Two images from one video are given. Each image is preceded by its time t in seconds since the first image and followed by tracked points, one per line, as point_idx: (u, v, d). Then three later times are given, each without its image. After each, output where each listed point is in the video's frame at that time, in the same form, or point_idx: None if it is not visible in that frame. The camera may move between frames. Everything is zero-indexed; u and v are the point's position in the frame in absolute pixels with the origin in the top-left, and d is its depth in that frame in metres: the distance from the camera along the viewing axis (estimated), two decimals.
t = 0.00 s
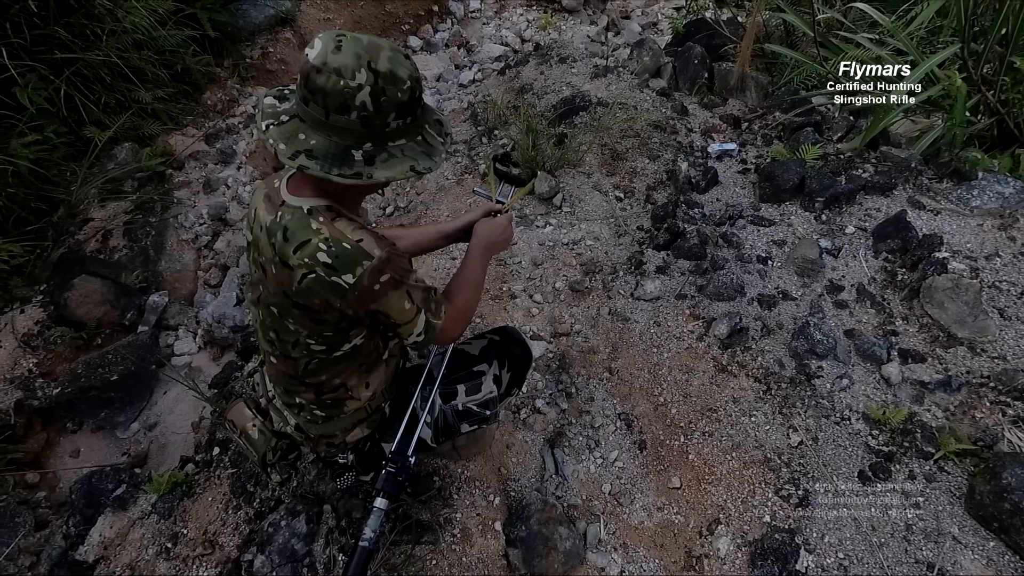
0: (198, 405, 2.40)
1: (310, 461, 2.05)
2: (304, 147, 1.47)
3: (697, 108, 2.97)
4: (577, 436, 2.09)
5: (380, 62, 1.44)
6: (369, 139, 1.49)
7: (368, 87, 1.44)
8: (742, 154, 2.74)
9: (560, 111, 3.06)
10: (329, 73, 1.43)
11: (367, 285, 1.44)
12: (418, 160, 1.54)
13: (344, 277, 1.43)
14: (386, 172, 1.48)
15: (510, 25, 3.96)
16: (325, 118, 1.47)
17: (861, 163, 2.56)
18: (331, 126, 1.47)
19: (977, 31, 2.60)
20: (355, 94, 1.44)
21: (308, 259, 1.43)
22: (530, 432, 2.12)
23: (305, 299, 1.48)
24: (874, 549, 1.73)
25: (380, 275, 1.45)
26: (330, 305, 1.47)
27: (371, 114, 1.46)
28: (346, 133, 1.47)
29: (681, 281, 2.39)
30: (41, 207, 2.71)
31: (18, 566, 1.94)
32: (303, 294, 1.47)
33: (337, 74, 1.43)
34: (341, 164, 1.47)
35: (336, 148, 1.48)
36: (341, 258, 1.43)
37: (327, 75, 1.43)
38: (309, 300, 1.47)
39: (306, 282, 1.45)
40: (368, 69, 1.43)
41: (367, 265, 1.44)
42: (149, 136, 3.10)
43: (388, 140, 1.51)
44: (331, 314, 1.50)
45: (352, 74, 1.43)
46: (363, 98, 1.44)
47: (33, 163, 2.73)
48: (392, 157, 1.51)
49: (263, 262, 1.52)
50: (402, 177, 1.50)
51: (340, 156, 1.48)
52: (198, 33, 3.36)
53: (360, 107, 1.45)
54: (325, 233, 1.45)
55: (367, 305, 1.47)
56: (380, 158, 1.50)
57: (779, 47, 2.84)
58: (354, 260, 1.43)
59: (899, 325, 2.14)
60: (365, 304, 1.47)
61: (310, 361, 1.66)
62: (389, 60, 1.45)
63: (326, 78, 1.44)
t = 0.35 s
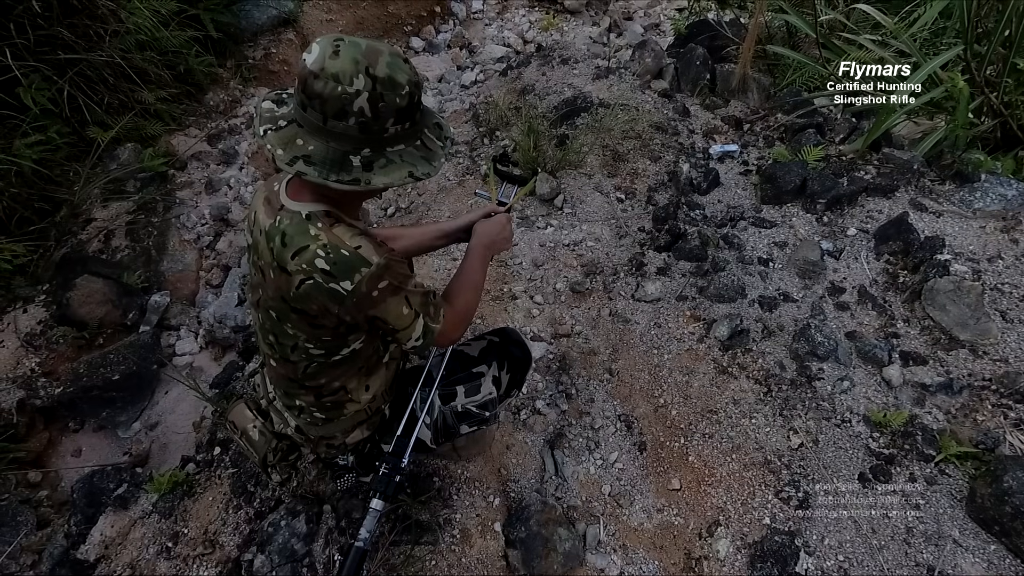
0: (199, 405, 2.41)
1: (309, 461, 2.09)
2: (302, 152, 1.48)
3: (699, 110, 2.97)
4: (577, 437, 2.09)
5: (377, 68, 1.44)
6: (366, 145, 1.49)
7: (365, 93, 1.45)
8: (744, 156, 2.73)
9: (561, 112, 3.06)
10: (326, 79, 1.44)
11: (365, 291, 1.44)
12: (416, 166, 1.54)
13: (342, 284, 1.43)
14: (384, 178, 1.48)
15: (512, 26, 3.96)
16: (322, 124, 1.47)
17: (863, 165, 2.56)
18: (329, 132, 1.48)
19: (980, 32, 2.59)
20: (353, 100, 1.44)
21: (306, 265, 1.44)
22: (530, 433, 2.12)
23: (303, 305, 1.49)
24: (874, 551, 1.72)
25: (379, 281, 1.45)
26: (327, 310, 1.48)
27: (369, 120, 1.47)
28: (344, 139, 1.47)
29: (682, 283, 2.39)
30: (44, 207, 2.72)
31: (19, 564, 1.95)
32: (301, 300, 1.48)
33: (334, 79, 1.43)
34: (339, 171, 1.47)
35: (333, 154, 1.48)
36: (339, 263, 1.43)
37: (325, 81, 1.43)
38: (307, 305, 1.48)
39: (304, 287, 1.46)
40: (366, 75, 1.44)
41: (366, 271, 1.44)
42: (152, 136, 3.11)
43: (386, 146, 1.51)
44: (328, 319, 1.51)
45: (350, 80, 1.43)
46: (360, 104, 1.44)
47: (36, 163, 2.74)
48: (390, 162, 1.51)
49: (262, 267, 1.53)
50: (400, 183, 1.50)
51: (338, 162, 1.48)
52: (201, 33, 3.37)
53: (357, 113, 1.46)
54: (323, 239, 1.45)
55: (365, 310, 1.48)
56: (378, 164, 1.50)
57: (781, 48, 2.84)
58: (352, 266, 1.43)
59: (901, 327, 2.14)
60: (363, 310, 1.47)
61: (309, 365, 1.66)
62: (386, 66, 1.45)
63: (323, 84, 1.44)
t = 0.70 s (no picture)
0: (202, 405, 2.41)
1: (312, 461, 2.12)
2: (306, 155, 1.48)
3: (701, 110, 2.96)
4: (579, 438, 2.08)
5: (380, 68, 1.45)
6: (371, 146, 1.50)
7: (369, 94, 1.45)
8: (746, 156, 2.72)
9: (563, 113, 3.06)
10: (330, 81, 1.44)
11: (370, 294, 1.46)
12: (421, 166, 1.54)
13: (347, 286, 1.44)
14: (389, 179, 1.48)
15: (514, 28, 3.97)
16: (326, 126, 1.48)
17: (866, 166, 2.55)
18: (333, 134, 1.48)
19: (984, 32, 2.58)
20: (356, 102, 1.44)
21: (311, 267, 1.45)
22: (532, 434, 2.11)
23: (307, 307, 1.49)
24: (878, 554, 1.71)
25: (384, 284, 1.46)
26: (332, 313, 1.48)
27: (373, 121, 1.47)
28: (348, 141, 1.48)
29: (684, 284, 2.38)
30: (50, 208, 2.73)
31: (24, 563, 1.97)
32: (305, 302, 1.48)
33: (338, 81, 1.44)
34: (344, 173, 1.47)
35: (338, 155, 1.49)
36: (344, 265, 1.44)
37: (328, 84, 1.44)
38: (311, 307, 1.49)
39: (309, 289, 1.46)
40: (369, 77, 1.44)
41: (371, 274, 1.45)
42: (156, 138, 3.12)
43: (390, 147, 1.52)
44: (332, 322, 1.51)
45: (353, 82, 1.44)
46: (364, 105, 1.45)
47: (42, 165, 2.76)
48: (395, 163, 1.51)
49: (267, 269, 1.53)
50: (405, 183, 1.51)
51: (343, 164, 1.48)
52: (205, 36, 3.38)
53: (361, 115, 1.46)
54: (328, 241, 1.46)
55: (370, 313, 1.49)
56: (383, 165, 1.50)
57: (783, 49, 2.83)
58: (357, 269, 1.44)
59: (904, 328, 2.12)
60: (368, 313, 1.48)
61: (312, 366, 1.66)
62: (389, 67, 1.45)
63: (327, 86, 1.44)
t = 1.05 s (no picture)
0: (209, 401, 2.42)
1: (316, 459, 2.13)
2: (321, 154, 1.48)
3: (711, 114, 2.94)
4: (584, 441, 2.06)
5: (395, 68, 1.45)
6: (385, 145, 1.49)
7: (385, 93, 1.45)
8: (756, 161, 2.70)
9: (571, 115, 3.05)
10: (346, 80, 1.44)
11: (384, 293, 1.45)
12: (435, 166, 1.54)
13: (360, 285, 1.43)
14: (403, 178, 1.48)
15: (524, 30, 3.97)
16: (342, 125, 1.47)
17: (878, 172, 2.52)
18: (348, 133, 1.48)
19: (1000, 38, 2.55)
20: (372, 101, 1.44)
21: (324, 265, 1.44)
22: (537, 436, 2.10)
23: (318, 304, 1.48)
24: (887, 565, 1.67)
25: (397, 283, 1.45)
26: (344, 311, 1.47)
27: (388, 120, 1.47)
28: (363, 140, 1.47)
29: (691, 288, 2.36)
30: (62, 203, 2.75)
31: (30, 553, 1.96)
32: (317, 300, 1.47)
33: (353, 81, 1.43)
34: (359, 172, 1.47)
35: (353, 154, 1.48)
36: (356, 263, 1.43)
37: (344, 83, 1.44)
38: (323, 305, 1.47)
39: (322, 287, 1.45)
40: (384, 76, 1.44)
41: (384, 273, 1.44)
42: (168, 136, 3.14)
43: (405, 146, 1.51)
44: (343, 319, 1.50)
45: (369, 81, 1.44)
46: (380, 104, 1.45)
47: (55, 161, 2.79)
48: (409, 162, 1.51)
49: (279, 266, 1.53)
50: (419, 182, 1.50)
51: (357, 163, 1.48)
52: (217, 35, 3.40)
53: (377, 114, 1.46)
54: (342, 240, 1.45)
55: (383, 312, 1.48)
56: (397, 164, 1.50)
57: (795, 53, 2.81)
58: (369, 268, 1.43)
59: (916, 336, 2.09)
60: (380, 311, 1.47)
61: (321, 364, 1.66)
62: (404, 66, 1.45)
63: (343, 85, 1.44)
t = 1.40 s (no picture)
0: (213, 407, 2.42)
1: (320, 464, 2.08)
2: (324, 158, 1.49)
3: (712, 114, 2.95)
4: (590, 442, 2.07)
5: (396, 69, 1.46)
6: (389, 147, 1.50)
7: (387, 94, 1.46)
8: (758, 160, 2.71)
9: (574, 116, 3.06)
10: (347, 83, 1.45)
11: (397, 289, 1.46)
12: (439, 166, 1.55)
13: (372, 285, 1.44)
14: (407, 179, 1.49)
15: (525, 32, 3.98)
16: (344, 128, 1.48)
17: (879, 169, 2.53)
18: (351, 136, 1.49)
19: (1000, 35, 2.56)
20: (374, 103, 1.45)
21: (334, 269, 1.45)
22: (542, 437, 2.11)
23: (329, 309, 1.49)
24: (894, 562, 1.69)
25: (410, 278, 1.46)
26: (356, 313, 1.48)
27: (391, 122, 1.47)
28: (366, 142, 1.48)
29: (695, 287, 2.37)
30: (63, 210, 2.76)
31: (34, 562, 1.98)
32: (328, 304, 1.48)
33: (354, 82, 1.45)
34: (362, 175, 1.48)
35: (356, 158, 1.49)
36: (367, 263, 1.44)
37: (346, 86, 1.45)
38: (334, 309, 1.49)
39: (332, 291, 1.46)
40: (386, 78, 1.45)
41: (395, 270, 1.45)
42: (169, 141, 3.14)
43: (408, 147, 1.52)
44: (355, 321, 1.51)
45: (370, 83, 1.45)
46: (381, 105, 1.45)
47: (57, 167, 2.79)
48: (413, 164, 1.52)
49: (287, 271, 1.54)
50: (423, 183, 1.51)
51: (361, 166, 1.49)
52: (218, 39, 3.41)
53: (379, 116, 1.46)
54: (350, 243, 1.46)
55: (397, 309, 1.49)
56: (401, 166, 1.50)
57: (795, 52, 2.82)
58: (381, 264, 1.44)
59: (919, 333, 2.10)
60: (395, 309, 1.48)
61: (329, 367, 1.67)
62: (404, 66, 1.46)
63: (344, 88, 1.45)
